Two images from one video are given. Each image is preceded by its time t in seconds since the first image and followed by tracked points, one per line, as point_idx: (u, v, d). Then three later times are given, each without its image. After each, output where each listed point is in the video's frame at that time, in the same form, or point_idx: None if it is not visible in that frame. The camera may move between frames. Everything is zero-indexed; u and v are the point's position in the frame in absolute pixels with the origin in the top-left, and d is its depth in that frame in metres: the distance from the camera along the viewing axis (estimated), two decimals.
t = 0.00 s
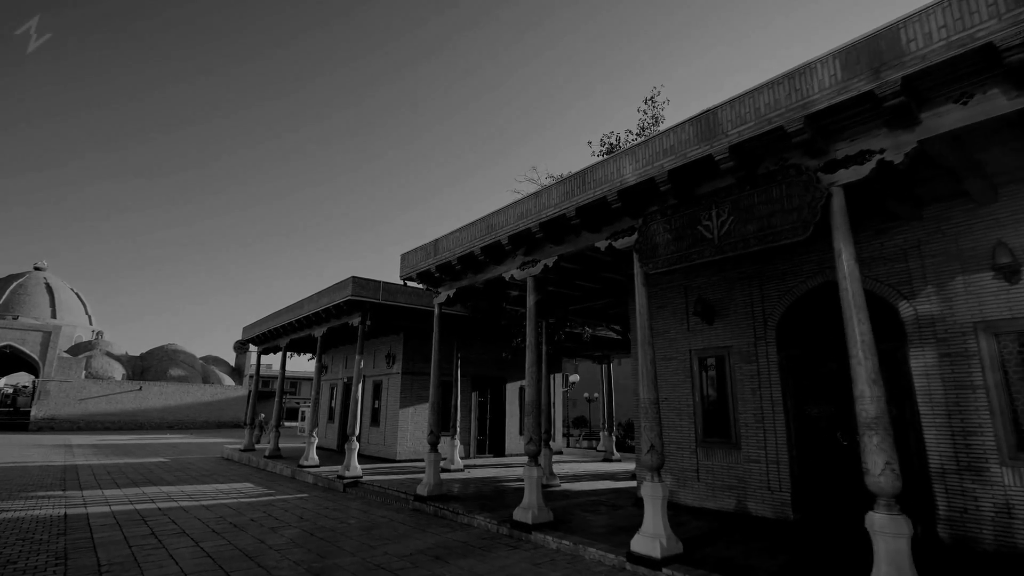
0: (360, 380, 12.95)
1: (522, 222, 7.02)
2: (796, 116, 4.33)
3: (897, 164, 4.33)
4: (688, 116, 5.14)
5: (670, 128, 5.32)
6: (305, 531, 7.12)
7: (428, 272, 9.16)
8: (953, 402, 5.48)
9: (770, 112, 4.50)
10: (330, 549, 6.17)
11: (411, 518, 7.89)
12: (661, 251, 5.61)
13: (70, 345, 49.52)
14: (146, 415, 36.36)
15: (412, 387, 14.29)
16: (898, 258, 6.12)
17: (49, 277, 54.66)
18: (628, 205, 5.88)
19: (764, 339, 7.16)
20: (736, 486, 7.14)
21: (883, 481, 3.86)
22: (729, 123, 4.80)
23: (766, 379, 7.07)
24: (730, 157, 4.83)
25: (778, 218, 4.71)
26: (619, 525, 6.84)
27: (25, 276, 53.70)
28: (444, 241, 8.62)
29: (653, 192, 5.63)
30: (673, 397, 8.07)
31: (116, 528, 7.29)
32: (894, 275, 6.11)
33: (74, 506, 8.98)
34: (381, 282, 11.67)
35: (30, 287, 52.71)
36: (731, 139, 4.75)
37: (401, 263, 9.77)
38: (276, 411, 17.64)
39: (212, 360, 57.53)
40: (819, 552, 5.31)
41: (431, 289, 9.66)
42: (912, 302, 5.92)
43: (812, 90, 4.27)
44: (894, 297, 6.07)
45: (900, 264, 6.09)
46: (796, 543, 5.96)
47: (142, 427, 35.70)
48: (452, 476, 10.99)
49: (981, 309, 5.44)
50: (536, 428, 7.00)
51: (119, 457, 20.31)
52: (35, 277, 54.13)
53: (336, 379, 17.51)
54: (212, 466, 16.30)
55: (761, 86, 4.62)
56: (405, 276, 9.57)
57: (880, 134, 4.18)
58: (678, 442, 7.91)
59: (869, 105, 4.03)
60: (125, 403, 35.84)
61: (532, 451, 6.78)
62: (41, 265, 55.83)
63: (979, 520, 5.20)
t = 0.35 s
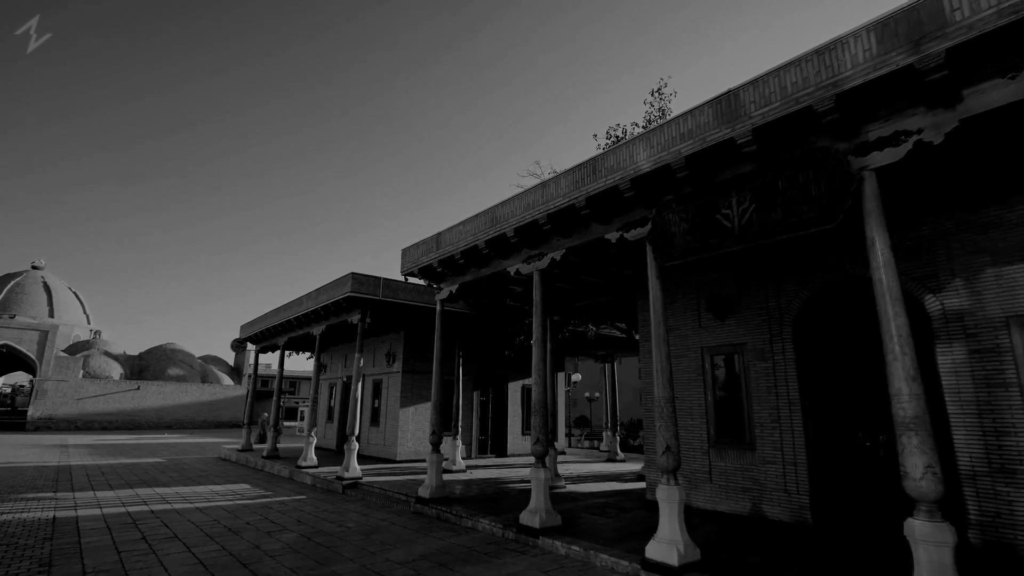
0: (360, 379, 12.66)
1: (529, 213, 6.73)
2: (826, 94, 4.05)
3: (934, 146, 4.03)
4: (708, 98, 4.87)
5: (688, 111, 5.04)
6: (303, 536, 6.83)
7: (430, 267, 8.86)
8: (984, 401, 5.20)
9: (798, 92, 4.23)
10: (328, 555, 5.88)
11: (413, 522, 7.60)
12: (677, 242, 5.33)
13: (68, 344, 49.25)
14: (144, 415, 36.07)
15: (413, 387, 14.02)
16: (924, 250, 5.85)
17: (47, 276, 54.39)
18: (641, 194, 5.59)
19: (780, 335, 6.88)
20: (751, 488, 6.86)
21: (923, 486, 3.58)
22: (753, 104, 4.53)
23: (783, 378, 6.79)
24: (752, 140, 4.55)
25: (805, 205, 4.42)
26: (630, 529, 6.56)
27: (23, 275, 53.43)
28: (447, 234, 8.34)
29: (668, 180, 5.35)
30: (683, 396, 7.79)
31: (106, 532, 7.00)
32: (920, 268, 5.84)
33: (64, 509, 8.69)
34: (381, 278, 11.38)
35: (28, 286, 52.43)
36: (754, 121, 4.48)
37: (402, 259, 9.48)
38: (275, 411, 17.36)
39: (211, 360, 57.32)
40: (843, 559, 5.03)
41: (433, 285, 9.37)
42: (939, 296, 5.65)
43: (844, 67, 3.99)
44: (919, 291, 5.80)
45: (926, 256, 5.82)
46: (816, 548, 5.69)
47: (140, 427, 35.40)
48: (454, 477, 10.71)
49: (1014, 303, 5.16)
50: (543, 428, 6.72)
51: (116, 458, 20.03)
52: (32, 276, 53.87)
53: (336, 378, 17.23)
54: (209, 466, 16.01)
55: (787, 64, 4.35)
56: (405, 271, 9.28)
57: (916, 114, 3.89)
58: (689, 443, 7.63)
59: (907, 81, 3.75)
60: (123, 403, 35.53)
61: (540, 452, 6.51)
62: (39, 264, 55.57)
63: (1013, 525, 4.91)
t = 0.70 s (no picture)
0: (362, 379, 12.39)
1: (538, 205, 6.46)
2: (863, 72, 3.78)
3: (979, 127, 3.75)
4: (730, 80, 4.60)
5: (709, 95, 4.77)
6: (302, 541, 6.55)
7: (434, 263, 8.59)
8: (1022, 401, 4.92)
9: (830, 70, 3.96)
10: (329, 563, 5.60)
11: (417, 527, 7.32)
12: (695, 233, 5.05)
13: (67, 345, 49.05)
14: (144, 416, 35.83)
15: (415, 387, 13.74)
16: (954, 243, 5.60)
17: (47, 276, 54.22)
18: (657, 183, 5.31)
19: (799, 332, 6.61)
20: (770, 492, 6.57)
21: (974, 492, 3.30)
22: (780, 85, 4.26)
23: (802, 377, 6.52)
24: (780, 124, 4.28)
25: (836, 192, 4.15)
26: (644, 536, 6.27)
27: (23, 276, 53.28)
28: (451, 229, 8.07)
29: (687, 169, 5.08)
30: (697, 396, 7.52)
31: (98, 538, 6.73)
32: (949, 261, 5.59)
33: (56, 513, 8.41)
34: (383, 275, 11.13)
35: (28, 287, 52.28)
36: (782, 103, 4.21)
37: (405, 255, 9.21)
38: (275, 411, 17.11)
39: (212, 360, 57.24)
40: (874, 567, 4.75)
41: (436, 282, 9.10)
42: (970, 290, 5.40)
43: (882, 41, 3.72)
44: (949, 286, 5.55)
45: (957, 249, 5.57)
46: (842, 554, 5.40)
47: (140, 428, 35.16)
48: (458, 479, 10.44)
49: None
50: (553, 429, 6.44)
51: (114, 459, 19.76)
52: (32, 276, 53.72)
53: (337, 378, 16.98)
54: (208, 468, 15.74)
55: (818, 41, 4.08)
56: (408, 267, 9.00)
57: (960, 92, 3.61)
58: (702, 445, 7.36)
59: (952, 55, 3.47)
60: (123, 403, 35.28)
61: (549, 455, 6.23)
62: (39, 264, 55.42)
63: None
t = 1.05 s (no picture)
0: (363, 378, 12.12)
1: (548, 196, 6.18)
2: (906, 45, 3.49)
3: None
4: (758, 58, 4.32)
5: (734, 75, 4.49)
6: (301, 547, 6.27)
7: (438, 258, 8.30)
8: None
9: (869, 44, 3.67)
10: (329, 570, 5.32)
11: (420, 532, 7.05)
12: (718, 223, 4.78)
13: (66, 344, 48.76)
14: (143, 416, 35.54)
15: (417, 386, 13.46)
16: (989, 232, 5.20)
17: (45, 275, 53.93)
18: (676, 171, 5.03)
19: (820, 329, 6.34)
20: (789, 495, 6.30)
21: None
22: (813, 62, 3.98)
23: (824, 375, 6.24)
24: (812, 104, 4.00)
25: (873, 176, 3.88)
26: (659, 542, 6.00)
27: (21, 274, 53.00)
28: (455, 222, 7.79)
29: (708, 155, 4.80)
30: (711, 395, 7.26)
31: (89, 543, 6.45)
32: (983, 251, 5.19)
33: (48, 515, 8.14)
34: (384, 272, 10.85)
35: (27, 285, 52.00)
36: (815, 81, 3.93)
37: (408, 250, 8.92)
38: (274, 411, 16.84)
39: (211, 360, 56.92)
40: None
41: (439, 278, 8.82)
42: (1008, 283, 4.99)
43: (927, 12, 3.43)
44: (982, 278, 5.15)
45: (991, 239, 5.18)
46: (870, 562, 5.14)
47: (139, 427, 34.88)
48: (461, 481, 10.17)
49: None
50: (563, 429, 6.15)
51: (111, 459, 19.48)
52: (31, 275, 53.45)
53: (337, 377, 16.71)
54: (205, 469, 15.46)
55: (855, 14, 3.80)
56: (412, 263, 8.72)
57: (1013, 67, 3.29)
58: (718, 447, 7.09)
59: (1008, 23, 3.18)
60: (121, 403, 34.99)
61: (559, 457, 5.96)
62: (38, 263, 55.17)
63: None
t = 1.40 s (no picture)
0: (363, 377, 11.84)
1: (558, 186, 5.91)
2: (955, 14, 3.21)
3: None
4: (786, 35, 4.06)
5: (761, 53, 4.22)
6: (300, 553, 5.99)
7: (442, 253, 8.04)
8: None
9: (912, 16, 3.40)
10: None
11: (424, 537, 6.76)
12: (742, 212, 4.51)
13: (64, 344, 48.46)
14: (141, 416, 35.25)
15: (419, 386, 13.19)
16: None
17: (44, 275, 53.67)
18: (696, 157, 4.76)
19: (842, 325, 6.07)
20: (810, 499, 6.03)
21: None
22: (849, 37, 3.71)
23: (846, 374, 5.97)
24: (846, 82, 3.73)
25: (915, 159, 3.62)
26: (675, 547, 5.72)
27: (20, 274, 52.77)
28: (460, 215, 7.52)
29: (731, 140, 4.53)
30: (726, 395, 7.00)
31: (78, 549, 6.18)
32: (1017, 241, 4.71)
33: (37, 519, 7.86)
34: (386, 268, 10.58)
35: (25, 285, 51.73)
36: (850, 57, 3.66)
37: (410, 245, 8.66)
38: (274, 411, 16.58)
39: (210, 360, 56.76)
40: None
41: (443, 273, 8.55)
42: None
43: None
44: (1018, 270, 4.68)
45: None
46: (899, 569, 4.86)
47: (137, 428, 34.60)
48: (464, 483, 9.89)
49: None
50: (575, 430, 5.86)
51: (109, 460, 19.18)
52: (29, 274, 53.21)
53: (337, 377, 16.44)
54: (204, 470, 15.20)
55: None
56: (414, 258, 8.45)
57: None
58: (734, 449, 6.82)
59: None
60: (120, 403, 34.71)
61: (571, 458, 5.67)
62: (37, 262, 55.03)
63: None
